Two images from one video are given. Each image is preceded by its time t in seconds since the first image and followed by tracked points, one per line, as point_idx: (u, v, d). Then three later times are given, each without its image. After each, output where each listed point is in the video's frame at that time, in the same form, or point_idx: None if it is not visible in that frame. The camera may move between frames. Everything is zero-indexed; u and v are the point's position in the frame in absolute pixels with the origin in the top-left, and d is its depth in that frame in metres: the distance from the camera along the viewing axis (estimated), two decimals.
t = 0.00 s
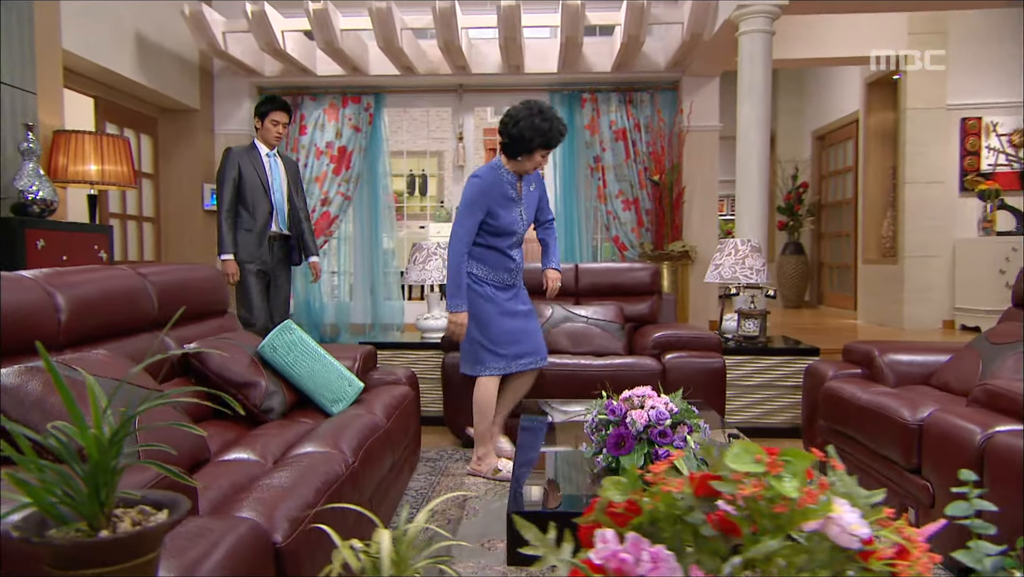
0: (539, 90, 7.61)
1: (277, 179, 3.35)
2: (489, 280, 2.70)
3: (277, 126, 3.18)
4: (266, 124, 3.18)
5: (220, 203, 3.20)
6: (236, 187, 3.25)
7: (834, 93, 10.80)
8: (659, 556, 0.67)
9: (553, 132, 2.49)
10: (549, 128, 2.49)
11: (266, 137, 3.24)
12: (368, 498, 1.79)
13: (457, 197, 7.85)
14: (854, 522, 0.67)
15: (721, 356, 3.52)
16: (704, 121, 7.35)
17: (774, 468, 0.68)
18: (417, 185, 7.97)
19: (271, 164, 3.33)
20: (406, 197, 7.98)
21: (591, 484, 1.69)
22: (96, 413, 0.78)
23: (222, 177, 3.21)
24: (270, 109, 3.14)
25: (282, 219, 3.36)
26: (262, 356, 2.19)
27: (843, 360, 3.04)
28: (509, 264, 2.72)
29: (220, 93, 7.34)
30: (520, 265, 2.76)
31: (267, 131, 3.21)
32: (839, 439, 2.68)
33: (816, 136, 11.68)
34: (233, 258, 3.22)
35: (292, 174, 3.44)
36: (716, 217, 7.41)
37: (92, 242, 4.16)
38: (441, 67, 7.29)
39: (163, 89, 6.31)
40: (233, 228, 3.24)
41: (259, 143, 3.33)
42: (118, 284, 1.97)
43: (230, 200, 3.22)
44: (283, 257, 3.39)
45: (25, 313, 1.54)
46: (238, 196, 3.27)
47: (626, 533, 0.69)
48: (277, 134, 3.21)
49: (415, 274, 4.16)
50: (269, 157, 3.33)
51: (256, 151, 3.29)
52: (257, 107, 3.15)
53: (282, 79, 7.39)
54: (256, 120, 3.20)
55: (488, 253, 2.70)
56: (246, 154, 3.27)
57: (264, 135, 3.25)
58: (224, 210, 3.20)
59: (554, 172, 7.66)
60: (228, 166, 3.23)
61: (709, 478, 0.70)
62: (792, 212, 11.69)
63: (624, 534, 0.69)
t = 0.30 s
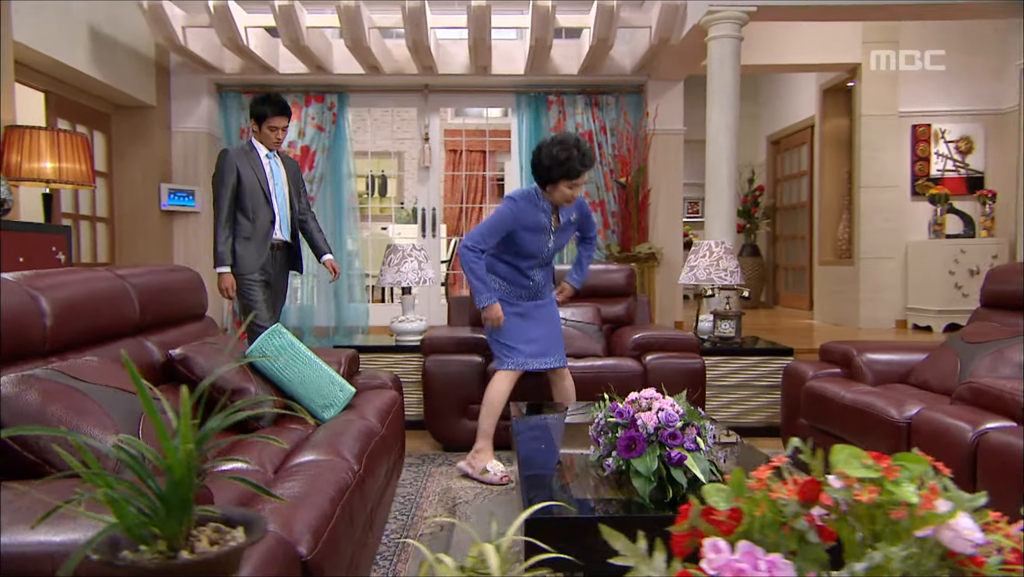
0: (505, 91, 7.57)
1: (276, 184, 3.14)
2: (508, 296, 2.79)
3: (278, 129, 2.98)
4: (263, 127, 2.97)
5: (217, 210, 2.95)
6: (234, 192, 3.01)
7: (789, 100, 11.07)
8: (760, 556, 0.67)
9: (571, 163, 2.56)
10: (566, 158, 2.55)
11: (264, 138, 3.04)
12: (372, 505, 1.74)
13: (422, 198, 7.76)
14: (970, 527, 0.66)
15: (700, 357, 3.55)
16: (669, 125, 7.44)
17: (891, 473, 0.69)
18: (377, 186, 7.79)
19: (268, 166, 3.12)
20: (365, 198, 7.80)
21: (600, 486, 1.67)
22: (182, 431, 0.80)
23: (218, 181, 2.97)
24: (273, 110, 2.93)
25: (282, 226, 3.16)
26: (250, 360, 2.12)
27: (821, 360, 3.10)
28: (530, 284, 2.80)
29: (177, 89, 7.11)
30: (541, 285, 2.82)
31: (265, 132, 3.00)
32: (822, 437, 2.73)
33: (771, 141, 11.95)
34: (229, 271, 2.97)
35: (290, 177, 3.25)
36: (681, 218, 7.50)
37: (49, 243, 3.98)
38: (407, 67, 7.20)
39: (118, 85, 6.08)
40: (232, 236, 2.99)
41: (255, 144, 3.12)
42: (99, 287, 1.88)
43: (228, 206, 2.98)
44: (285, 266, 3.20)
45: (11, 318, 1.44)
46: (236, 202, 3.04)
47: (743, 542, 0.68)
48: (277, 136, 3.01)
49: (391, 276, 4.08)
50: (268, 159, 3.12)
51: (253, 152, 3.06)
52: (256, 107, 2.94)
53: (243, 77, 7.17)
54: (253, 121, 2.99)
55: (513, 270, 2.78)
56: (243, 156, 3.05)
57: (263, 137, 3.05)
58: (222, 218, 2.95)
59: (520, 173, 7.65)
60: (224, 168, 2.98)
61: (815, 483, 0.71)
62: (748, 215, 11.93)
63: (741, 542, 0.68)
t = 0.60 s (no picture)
0: (474, 91, 7.52)
1: (288, 171, 3.10)
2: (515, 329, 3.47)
3: (294, 115, 2.93)
4: (282, 110, 2.91)
5: (227, 196, 2.91)
6: (245, 178, 2.97)
7: (748, 103, 11.28)
8: (874, 562, 0.66)
9: (555, 236, 2.90)
10: (552, 231, 2.90)
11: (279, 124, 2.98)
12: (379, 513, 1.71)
13: (391, 198, 7.66)
14: None
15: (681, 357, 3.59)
16: (638, 126, 7.50)
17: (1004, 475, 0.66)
18: (339, 185, 7.75)
19: (280, 151, 3.07)
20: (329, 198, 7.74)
21: (612, 488, 1.67)
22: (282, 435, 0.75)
23: (228, 166, 2.93)
24: (291, 92, 2.87)
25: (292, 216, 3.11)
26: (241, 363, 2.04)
27: (802, 359, 3.15)
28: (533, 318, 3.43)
29: (135, 84, 6.86)
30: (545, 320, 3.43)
31: (279, 118, 2.95)
32: (806, 435, 2.78)
33: (731, 144, 12.15)
34: (245, 263, 2.92)
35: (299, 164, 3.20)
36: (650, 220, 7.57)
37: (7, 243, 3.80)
38: (376, 66, 7.08)
39: (74, 79, 5.84)
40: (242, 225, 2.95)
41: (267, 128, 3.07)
42: (83, 287, 1.79)
43: (238, 192, 2.93)
44: (294, 256, 3.16)
45: None
46: (246, 188, 3.00)
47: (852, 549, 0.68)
48: (292, 122, 2.95)
49: (368, 277, 4.01)
50: (280, 144, 3.08)
51: (265, 135, 3.01)
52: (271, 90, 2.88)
53: (205, 72, 6.95)
54: (270, 105, 2.95)
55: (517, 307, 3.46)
56: (254, 140, 3.00)
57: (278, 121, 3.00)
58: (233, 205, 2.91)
59: (490, 173, 7.63)
60: (236, 152, 2.94)
61: (916, 483, 0.72)
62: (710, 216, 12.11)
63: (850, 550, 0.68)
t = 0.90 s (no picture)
0: (445, 90, 7.45)
1: (323, 174, 3.04)
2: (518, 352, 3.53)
3: (338, 117, 2.95)
4: (329, 110, 2.94)
5: (264, 198, 2.85)
6: (280, 180, 2.92)
7: (714, 106, 11.42)
8: (984, 564, 0.71)
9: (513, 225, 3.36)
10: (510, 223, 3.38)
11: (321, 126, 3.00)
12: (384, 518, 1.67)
13: (361, 197, 7.54)
14: None
15: (665, 357, 3.61)
16: (609, 128, 7.52)
17: None
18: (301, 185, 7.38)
19: (317, 153, 3.02)
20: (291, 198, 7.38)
21: (623, 489, 1.66)
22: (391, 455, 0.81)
23: (266, 167, 2.87)
24: (341, 93, 2.90)
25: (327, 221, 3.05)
26: (234, 367, 1.98)
27: (785, 357, 3.20)
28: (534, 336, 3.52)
29: (95, 78, 6.56)
30: (546, 336, 3.51)
31: (324, 118, 2.96)
32: (793, 432, 2.82)
33: (696, 146, 12.30)
34: (286, 268, 2.84)
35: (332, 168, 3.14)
36: (621, 220, 7.61)
37: None
38: (347, 63, 6.93)
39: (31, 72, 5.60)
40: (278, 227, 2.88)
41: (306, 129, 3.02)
42: (73, 289, 1.71)
43: (275, 195, 2.88)
44: (328, 263, 3.08)
45: None
46: (281, 191, 2.95)
47: (966, 551, 0.73)
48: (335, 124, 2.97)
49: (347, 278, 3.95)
50: (316, 146, 3.02)
51: (301, 136, 2.96)
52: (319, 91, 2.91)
53: (169, 67, 6.69)
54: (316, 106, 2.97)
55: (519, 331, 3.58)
56: (292, 142, 2.95)
57: (319, 123, 3.00)
58: (270, 207, 2.86)
59: (461, 173, 7.58)
60: (271, 152, 2.90)
61: (1012, 483, 0.77)
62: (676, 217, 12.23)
63: (965, 551, 0.72)
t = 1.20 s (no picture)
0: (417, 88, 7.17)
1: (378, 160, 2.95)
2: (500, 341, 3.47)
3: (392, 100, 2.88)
4: (383, 92, 2.86)
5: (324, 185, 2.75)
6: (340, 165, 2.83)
7: (682, 108, 11.53)
8: None
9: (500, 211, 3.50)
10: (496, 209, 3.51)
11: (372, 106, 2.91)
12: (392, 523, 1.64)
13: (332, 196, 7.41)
14: None
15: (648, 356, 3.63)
16: (582, 128, 7.53)
17: None
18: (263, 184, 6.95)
19: (371, 137, 2.93)
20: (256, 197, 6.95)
21: (634, 490, 1.66)
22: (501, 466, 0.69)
23: (325, 152, 2.76)
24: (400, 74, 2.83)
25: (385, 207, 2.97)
26: (228, 370, 1.93)
27: (769, 356, 3.24)
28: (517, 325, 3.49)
29: (52, 71, 6.22)
30: (530, 324, 3.49)
31: (381, 100, 2.88)
32: (779, 430, 2.87)
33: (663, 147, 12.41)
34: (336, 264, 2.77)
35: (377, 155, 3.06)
36: (594, 221, 7.64)
37: None
38: (318, 60, 6.72)
39: None
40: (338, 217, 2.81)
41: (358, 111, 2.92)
42: (62, 291, 1.63)
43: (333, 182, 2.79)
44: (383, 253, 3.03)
45: None
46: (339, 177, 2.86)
47: None
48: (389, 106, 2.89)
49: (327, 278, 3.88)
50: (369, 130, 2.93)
51: (357, 119, 2.86)
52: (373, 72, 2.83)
53: (131, 61, 6.40)
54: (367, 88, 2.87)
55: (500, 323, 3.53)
56: (349, 127, 2.84)
57: (373, 103, 2.89)
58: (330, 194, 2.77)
59: (434, 172, 7.51)
60: (330, 136, 2.79)
61: None
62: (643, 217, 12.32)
63: None
